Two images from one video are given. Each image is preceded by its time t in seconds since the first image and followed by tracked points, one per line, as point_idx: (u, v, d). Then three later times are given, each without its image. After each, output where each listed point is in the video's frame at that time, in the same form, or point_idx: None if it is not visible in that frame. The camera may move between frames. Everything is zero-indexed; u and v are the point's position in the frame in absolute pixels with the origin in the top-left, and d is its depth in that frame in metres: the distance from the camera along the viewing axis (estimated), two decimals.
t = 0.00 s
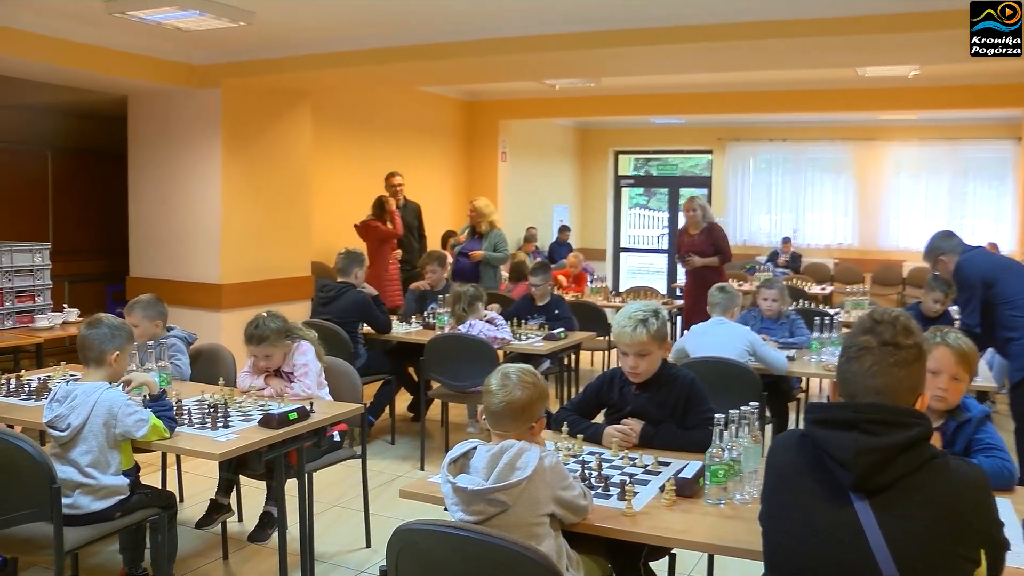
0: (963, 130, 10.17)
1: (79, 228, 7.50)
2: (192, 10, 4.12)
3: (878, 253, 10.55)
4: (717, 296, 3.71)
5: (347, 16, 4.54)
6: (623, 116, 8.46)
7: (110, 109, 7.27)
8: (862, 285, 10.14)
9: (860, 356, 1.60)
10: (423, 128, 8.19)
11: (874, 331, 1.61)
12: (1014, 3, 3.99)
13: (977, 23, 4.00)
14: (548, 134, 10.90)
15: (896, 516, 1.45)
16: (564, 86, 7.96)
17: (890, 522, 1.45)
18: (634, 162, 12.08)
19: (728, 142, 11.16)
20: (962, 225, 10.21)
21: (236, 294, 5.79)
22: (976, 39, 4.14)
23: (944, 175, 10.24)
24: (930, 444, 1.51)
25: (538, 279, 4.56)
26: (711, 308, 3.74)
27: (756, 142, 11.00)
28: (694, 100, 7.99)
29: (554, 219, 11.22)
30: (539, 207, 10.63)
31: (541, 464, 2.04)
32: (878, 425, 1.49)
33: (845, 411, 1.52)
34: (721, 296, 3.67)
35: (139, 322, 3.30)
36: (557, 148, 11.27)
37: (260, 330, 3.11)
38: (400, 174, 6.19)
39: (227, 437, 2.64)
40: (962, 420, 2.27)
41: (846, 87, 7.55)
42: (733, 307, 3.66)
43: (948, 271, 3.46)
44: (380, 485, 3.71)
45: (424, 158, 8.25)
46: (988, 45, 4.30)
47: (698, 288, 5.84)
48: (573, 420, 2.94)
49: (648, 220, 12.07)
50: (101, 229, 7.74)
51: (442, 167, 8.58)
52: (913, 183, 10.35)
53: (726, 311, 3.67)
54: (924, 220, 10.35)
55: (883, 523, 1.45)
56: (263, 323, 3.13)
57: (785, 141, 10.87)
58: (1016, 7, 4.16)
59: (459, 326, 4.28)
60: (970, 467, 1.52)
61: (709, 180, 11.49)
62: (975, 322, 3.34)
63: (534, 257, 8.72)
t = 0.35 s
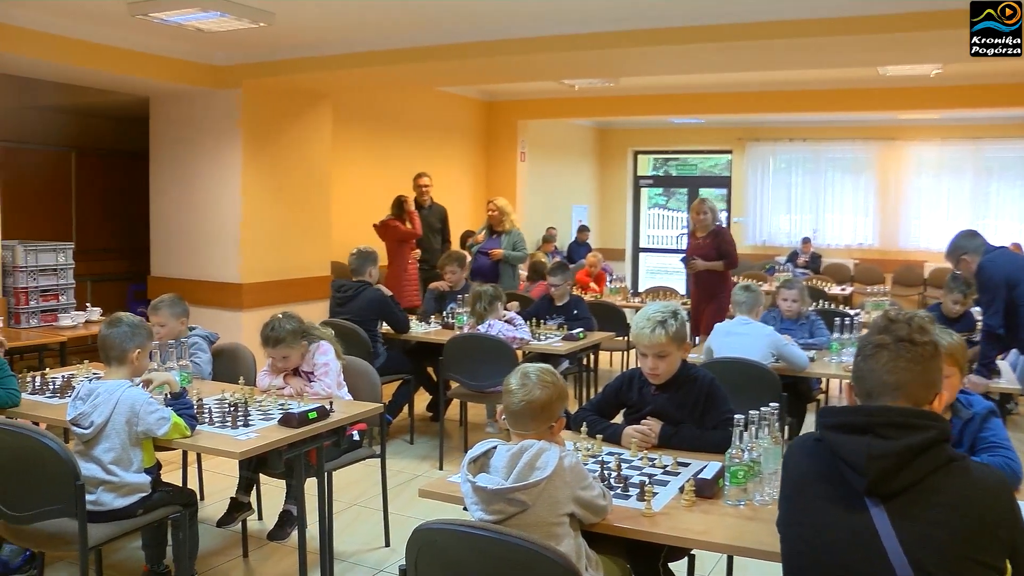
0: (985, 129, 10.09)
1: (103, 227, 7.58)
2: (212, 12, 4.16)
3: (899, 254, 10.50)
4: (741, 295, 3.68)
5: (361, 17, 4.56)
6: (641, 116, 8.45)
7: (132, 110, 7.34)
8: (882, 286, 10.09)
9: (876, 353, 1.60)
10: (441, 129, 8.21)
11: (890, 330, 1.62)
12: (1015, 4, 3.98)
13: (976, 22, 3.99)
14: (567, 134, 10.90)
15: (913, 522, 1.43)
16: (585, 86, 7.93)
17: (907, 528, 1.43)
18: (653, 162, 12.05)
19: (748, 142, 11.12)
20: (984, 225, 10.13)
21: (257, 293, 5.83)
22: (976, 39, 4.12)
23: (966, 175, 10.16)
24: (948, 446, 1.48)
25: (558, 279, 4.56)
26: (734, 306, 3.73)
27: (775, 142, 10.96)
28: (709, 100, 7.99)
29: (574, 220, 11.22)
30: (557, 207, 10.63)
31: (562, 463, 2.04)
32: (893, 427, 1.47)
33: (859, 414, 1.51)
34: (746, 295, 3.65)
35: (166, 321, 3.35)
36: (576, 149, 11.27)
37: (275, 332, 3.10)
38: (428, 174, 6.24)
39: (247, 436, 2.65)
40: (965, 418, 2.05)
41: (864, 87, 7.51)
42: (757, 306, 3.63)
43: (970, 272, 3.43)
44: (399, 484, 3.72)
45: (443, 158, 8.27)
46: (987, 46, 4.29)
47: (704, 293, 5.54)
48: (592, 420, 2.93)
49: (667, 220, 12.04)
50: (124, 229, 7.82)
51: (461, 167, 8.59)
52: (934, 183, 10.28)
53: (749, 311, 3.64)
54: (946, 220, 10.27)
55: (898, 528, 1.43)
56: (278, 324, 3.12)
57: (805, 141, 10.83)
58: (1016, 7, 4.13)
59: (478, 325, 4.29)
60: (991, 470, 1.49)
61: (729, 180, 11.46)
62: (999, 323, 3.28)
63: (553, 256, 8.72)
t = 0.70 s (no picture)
0: (999, 128, 10.01)
1: (118, 227, 7.61)
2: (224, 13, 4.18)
3: (913, 254, 10.45)
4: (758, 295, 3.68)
5: (371, 17, 4.58)
6: (653, 116, 8.44)
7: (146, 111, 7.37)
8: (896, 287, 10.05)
9: (889, 352, 1.60)
10: (454, 129, 8.21)
11: (904, 330, 1.62)
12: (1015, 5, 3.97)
13: (976, 22, 3.99)
14: (580, 134, 10.90)
15: (926, 524, 1.42)
16: (596, 86, 7.92)
17: (919, 531, 1.42)
18: (666, 162, 12.05)
19: (761, 142, 11.10)
20: (1000, 225, 10.06)
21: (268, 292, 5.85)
22: (977, 39, 4.11)
23: (981, 174, 10.09)
24: (960, 447, 1.47)
25: (573, 279, 4.56)
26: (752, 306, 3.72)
27: (789, 142, 10.94)
28: (718, 100, 7.98)
29: (586, 220, 11.23)
30: (570, 207, 10.64)
31: (575, 464, 2.03)
32: (903, 429, 1.47)
33: (869, 416, 1.50)
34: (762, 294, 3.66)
35: (187, 317, 3.39)
36: (589, 149, 11.27)
37: (284, 333, 3.09)
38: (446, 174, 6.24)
39: (261, 435, 2.66)
40: (979, 423, 1.99)
41: (876, 87, 7.48)
42: (775, 305, 3.61)
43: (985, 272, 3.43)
44: (411, 484, 3.73)
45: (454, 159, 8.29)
46: (987, 46, 4.27)
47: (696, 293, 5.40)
48: (605, 421, 2.93)
49: (680, 220, 12.04)
50: (138, 230, 7.85)
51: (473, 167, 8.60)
52: (949, 183, 10.22)
53: (766, 310, 3.62)
54: (960, 221, 10.21)
55: (910, 531, 1.42)
56: (287, 326, 3.11)
57: (818, 141, 10.80)
58: (1016, 7, 4.11)
59: (491, 325, 4.30)
60: (1005, 471, 1.47)
61: (742, 180, 11.44)
62: (1016, 324, 3.28)
63: (566, 256, 8.71)
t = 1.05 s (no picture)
0: (1013, 127, 9.96)
1: (130, 228, 7.65)
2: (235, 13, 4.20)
3: (927, 254, 10.41)
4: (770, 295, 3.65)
5: (381, 18, 4.59)
6: (662, 116, 8.43)
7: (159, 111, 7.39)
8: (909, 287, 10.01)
9: (903, 353, 1.59)
10: (466, 129, 8.22)
11: (919, 330, 1.61)
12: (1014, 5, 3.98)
13: (976, 22, 4.00)
14: (592, 134, 10.90)
15: (938, 525, 1.42)
16: (607, 86, 7.92)
17: (932, 533, 1.42)
18: (678, 162, 12.03)
19: (773, 142, 11.08)
20: (1014, 225, 10.00)
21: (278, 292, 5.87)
22: (977, 39, 4.12)
23: (994, 174, 10.04)
24: (974, 448, 1.47)
25: (583, 280, 4.56)
26: (764, 305, 3.70)
27: (801, 142, 10.92)
28: (727, 100, 7.97)
29: (598, 220, 11.22)
30: (582, 207, 10.65)
31: (587, 464, 2.03)
32: (915, 431, 1.46)
33: (880, 417, 1.50)
34: (775, 294, 3.61)
35: (195, 315, 3.40)
36: (601, 149, 11.27)
37: (292, 337, 3.08)
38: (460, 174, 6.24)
39: (273, 434, 2.67)
40: (998, 428, 2.01)
41: (887, 86, 7.47)
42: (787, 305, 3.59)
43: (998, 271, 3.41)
44: (422, 484, 3.73)
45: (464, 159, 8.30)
46: (987, 45, 4.28)
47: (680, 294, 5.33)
48: (617, 421, 2.93)
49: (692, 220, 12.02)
50: (150, 229, 7.88)
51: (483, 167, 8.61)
52: (962, 182, 10.17)
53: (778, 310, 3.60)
54: (974, 221, 10.16)
55: (923, 533, 1.42)
56: (295, 330, 3.09)
57: (830, 141, 10.78)
58: (1015, 7, 4.12)
59: (503, 325, 4.31)
60: (1018, 472, 1.46)
61: (754, 180, 11.42)
62: None
63: (576, 257, 8.71)
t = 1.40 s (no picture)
0: None
1: (145, 228, 7.71)
2: (247, 15, 4.23)
3: (941, 255, 10.36)
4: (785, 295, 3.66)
5: (392, 18, 4.61)
6: (673, 116, 8.42)
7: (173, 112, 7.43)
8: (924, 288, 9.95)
9: (918, 353, 1.58)
10: (478, 129, 8.22)
11: (934, 331, 1.60)
12: (1014, 5, 3.97)
13: (976, 22, 4.00)
14: (605, 134, 10.89)
15: (953, 526, 1.41)
16: (619, 86, 7.92)
17: (947, 534, 1.40)
18: (691, 162, 12.01)
19: (786, 142, 11.06)
20: None
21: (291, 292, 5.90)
22: (976, 39, 4.11)
23: (1010, 173, 9.98)
24: (990, 451, 1.46)
25: (594, 280, 4.56)
26: (779, 304, 3.71)
27: (814, 142, 10.89)
28: (737, 101, 7.97)
29: (610, 220, 11.22)
30: (595, 207, 10.64)
31: (600, 464, 2.03)
32: (931, 432, 1.45)
33: (896, 418, 1.49)
34: (790, 293, 3.63)
35: (205, 314, 3.41)
36: (614, 149, 11.26)
37: (309, 338, 3.09)
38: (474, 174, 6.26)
39: (286, 434, 2.67)
40: (1013, 430, 2.04)
41: (898, 86, 7.45)
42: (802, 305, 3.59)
43: (1013, 271, 3.39)
44: (434, 483, 3.74)
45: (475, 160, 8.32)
46: (987, 45, 4.28)
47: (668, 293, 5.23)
48: (630, 421, 2.92)
49: (705, 220, 12.00)
50: (164, 230, 7.93)
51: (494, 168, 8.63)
52: (977, 182, 10.12)
53: (793, 309, 3.61)
54: (989, 221, 10.11)
55: (939, 534, 1.41)
56: (312, 331, 3.10)
57: (844, 141, 10.74)
58: (1016, 7, 4.11)
59: (515, 324, 4.31)
60: None
61: (768, 180, 11.39)
62: None
63: (589, 257, 8.72)
